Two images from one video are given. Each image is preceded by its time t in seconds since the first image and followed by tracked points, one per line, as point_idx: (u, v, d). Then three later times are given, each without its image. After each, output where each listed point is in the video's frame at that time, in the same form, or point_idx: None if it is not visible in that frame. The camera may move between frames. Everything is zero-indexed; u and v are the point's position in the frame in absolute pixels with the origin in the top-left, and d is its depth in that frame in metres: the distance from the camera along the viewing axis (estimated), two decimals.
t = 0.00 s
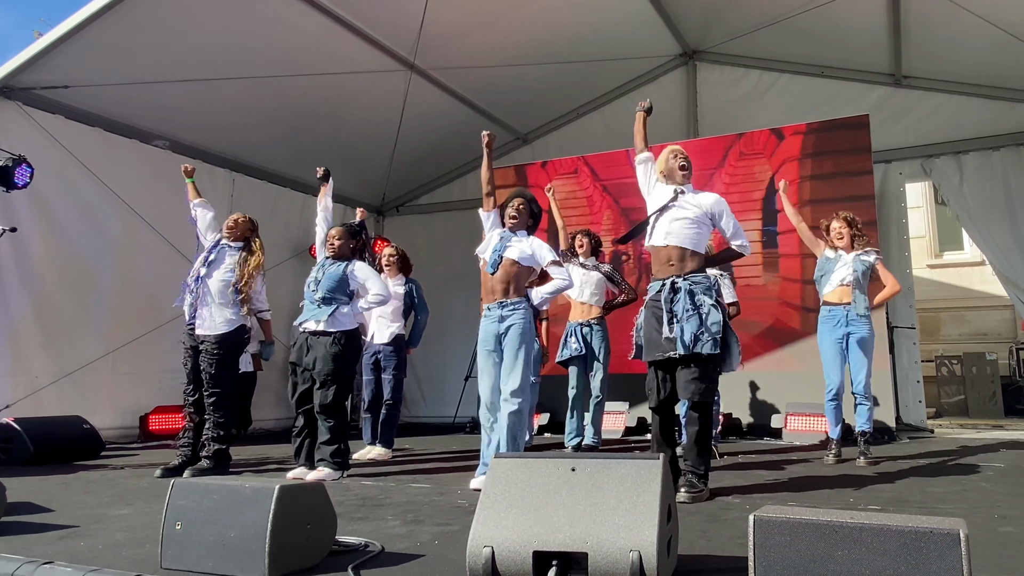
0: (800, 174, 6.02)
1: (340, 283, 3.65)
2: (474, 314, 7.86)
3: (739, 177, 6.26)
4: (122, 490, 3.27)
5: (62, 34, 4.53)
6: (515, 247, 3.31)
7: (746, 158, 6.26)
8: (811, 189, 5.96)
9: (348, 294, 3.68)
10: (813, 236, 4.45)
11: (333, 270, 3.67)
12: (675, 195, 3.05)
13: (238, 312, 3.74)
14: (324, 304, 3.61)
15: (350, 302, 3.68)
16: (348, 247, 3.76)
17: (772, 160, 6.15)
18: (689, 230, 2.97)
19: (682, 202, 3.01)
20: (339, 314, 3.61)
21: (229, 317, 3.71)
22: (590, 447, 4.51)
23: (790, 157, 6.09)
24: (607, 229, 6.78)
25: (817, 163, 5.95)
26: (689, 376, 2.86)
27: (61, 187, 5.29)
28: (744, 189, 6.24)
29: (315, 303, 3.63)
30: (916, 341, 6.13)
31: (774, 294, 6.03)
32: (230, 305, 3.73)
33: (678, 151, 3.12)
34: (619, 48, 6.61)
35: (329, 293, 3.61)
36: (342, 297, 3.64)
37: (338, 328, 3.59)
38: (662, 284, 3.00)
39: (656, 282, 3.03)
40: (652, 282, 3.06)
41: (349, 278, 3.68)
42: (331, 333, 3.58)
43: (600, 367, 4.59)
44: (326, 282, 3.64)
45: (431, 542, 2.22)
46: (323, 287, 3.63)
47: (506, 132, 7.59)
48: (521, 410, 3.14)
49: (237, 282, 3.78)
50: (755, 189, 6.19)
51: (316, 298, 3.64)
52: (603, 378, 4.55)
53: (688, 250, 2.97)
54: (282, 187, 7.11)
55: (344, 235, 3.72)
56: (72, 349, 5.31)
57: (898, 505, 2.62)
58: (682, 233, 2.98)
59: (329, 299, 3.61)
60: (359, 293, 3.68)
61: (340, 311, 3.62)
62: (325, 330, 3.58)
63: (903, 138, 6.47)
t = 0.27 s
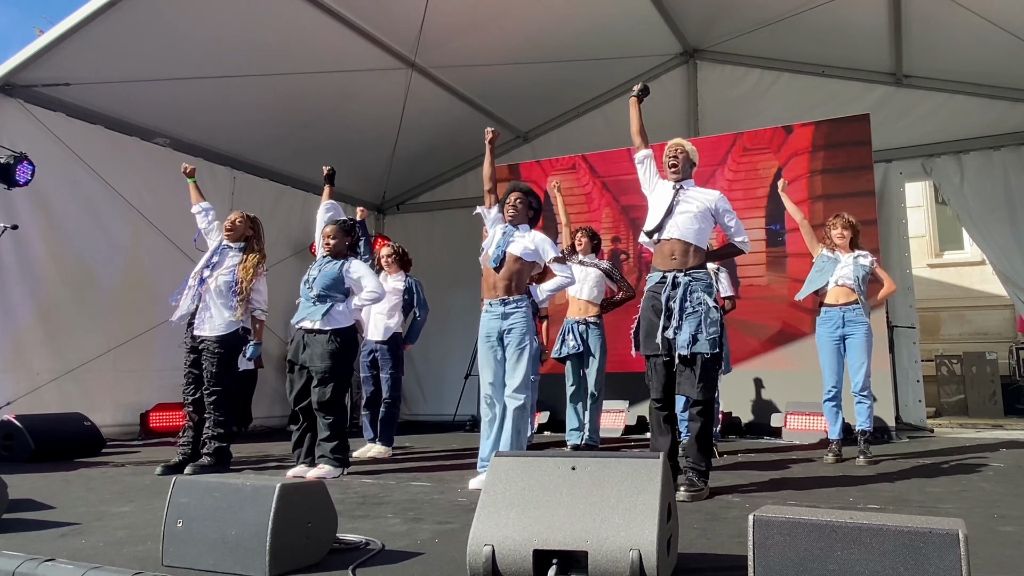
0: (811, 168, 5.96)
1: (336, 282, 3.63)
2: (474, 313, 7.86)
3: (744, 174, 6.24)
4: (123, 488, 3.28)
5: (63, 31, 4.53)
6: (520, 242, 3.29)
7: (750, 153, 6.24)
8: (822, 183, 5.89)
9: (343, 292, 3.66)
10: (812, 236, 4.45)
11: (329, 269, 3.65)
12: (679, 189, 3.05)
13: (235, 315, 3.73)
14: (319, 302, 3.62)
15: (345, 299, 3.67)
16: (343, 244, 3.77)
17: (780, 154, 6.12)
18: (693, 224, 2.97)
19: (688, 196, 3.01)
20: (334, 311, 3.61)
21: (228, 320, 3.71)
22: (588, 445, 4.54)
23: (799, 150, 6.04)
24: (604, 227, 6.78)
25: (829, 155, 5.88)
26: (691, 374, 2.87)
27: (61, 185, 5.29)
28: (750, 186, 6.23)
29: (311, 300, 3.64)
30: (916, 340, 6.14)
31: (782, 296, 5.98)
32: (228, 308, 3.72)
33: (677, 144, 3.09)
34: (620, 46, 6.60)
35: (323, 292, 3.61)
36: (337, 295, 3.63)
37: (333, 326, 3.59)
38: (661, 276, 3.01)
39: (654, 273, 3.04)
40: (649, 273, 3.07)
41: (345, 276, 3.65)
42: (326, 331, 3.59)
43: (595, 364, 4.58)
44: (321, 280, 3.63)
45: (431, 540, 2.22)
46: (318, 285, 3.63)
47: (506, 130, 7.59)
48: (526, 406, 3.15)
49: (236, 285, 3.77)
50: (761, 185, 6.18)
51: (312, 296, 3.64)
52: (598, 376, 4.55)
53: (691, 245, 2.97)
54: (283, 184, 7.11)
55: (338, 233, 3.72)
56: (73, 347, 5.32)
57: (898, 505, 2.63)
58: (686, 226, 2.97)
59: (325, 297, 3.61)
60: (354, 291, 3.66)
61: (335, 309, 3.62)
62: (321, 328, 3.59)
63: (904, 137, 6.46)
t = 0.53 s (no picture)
0: (819, 162, 5.94)
1: (336, 279, 3.63)
2: (474, 310, 7.87)
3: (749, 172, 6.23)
4: (122, 483, 3.28)
5: (63, 27, 4.53)
6: (520, 242, 3.30)
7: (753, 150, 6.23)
8: (832, 177, 5.85)
9: (343, 289, 3.66)
10: (811, 235, 4.45)
11: (330, 265, 3.64)
12: (675, 190, 3.05)
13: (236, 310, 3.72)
14: (320, 299, 3.62)
15: (345, 296, 3.67)
16: (342, 240, 3.77)
17: (786, 148, 6.10)
18: (690, 224, 2.96)
19: (685, 196, 3.01)
20: (334, 308, 3.63)
21: (229, 316, 3.71)
22: (586, 443, 4.56)
23: (807, 143, 5.99)
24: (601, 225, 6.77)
25: (840, 148, 5.83)
26: (692, 375, 2.88)
27: (60, 180, 5.28)
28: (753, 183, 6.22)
29: (311, 297, 3.64)
30: (915, 340, 6.14)
31: (788, 297, 5.96)
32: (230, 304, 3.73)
33: (675, 141, 3.07)
34: (620, 44, 6.60)
35: (324, 289, 3.61)
36: (337, 292, 3.63)
37: (334, 323, 3.61)
38: (659, 279, 3.01)
39: (652, 274, 3.05)
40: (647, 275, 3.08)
41: (345, 273, 3.64)
42: (327, 328, 3.60)
43: (593, 363, 4.60)
44: (321, 277, 3.63)
45: (430, 537, 2.23)
46: (318, 282, 3.62)
47: (507, 128, 7.58)
48: (527, 403, 3.16)
49: (237, 280, 3.78)
50: (764, 182, 6.17)
51: (312, 293, 3.64)
52: (597, 374, 4.57)
53: (688, 245, 2.96)
54: (282, 181, 7.11)
55: (337, 229, 3.73)
56: (72, 342, 5.32)
57: (896, 503, 2.63)
58: (683, 226, 2.97)
59: (325, 294, 3.61)
60: (354, 287, 3.65)
61: (336, 306, 3.63)
62: (322, 324, 3.60)
63: (904, 137, 6.46)
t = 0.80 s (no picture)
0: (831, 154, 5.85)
1: (336, 275, 3.63)
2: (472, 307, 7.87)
3: (752, 168, 6.20)
4: (120, 478, 3.27)
5: (62, 20, 4.51)
6: (517, 239, 3.30)
7: (756, 146, 6.21)
8: (845, 171, 5.78)
9: (344, 285, 3.66)
10: (809, 233, 4.45)
11: (330, 261, 3.64)
12: (672, 190, 3.04)
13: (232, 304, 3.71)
14: (320, 296, 3.61)
15: (345, 291, 3.66)
16: (341, 235, 3.76)
17: (794, 139, 6.05)
18: (687, 223, 2.95)
19: (683, 195, 3.00)
20: (335, 304, 3.61)
21: (225, 310, 3.71)
22: (584, 440, 4.55)
23: (819, 133, 5.93)
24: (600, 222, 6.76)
25: (854, 139, 5.76)
26: (691, 373, 2.87)
27: (59, 174, 5.27)
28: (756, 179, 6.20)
29: (311, 293, 3.62)
30: (914, 339, 6.14)
31: (794, 297, 5.95)
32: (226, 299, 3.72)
33: (671, 140, 3.05)
34: (621, 42, 6.59)
35: (324, 285, 3.60)
36: (337, 287, 3.63)
37: (334, 319, 3.59)
38: (657, 279, 3.02)
39: (650, 275, 3.04)
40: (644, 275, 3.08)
41: (345, 270, 3.64)
42: (327, 325, 3.58)
43: (592, 358, 4.59)
44: (321, 273, 3.62)
45: (428, 533, 2.22)
46: (318, 278, 3.62)
47: (506, 125, 7.57)
48: (525, 400, 3.15)
49: (234, 275, 3.78)
50: (767, 179, 6.14)
51: (312, 289, 3.63)
52: (596, 371, 4.58)
53: (685, 244, 2.95)
54: (281, 176, 7.10)
55: (336, 224, 3.71)
56: (70, 337, 5.31)
57: (894, 502, 2.63)
58: (682, 226, 2.96)
59: (326, 290, 3.60)
60: (354, 283, 3.65)
61: (336, 301, 3.62)
62: (323, 321, 3.58)
63: (904, 136, 6.46)
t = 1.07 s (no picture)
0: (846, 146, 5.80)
1: (334, 271, 3.61)
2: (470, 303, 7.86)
3: (756, 164, 6.20)
4: (116, 472, 3.26)
5: (58, 13, 4.48)
6: (517, 233, 3.28)
7: (760, 141, 6.21)
8: (860, 164, 5.72)
9: (342, 281, 3.65)
10: (807, 231, 4.44)
11: (328, 257, 3.63)
12: (672, 186, 3.03)
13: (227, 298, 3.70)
14: (319, 292, 3.59)
15: (344, 288, 3.65)
16: (340, 229, 3.76)
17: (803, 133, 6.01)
18: (688, 219, 2.95)
19: (683, 191, 2.99)
20: (334, 301, 3.60)
21: (219, 304, 3.70)
22: (581, 436, 4.55)
23: (831, 124, 5.87)
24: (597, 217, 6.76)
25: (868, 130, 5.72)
26: (690, 370, 2.87)
27: (55, 168, 5.24)
28: (759, 175, 6.19)
29: (309, 290, 3.60)
30: (910, 338, 6.16)
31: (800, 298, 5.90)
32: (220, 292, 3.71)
33: (669, 139, 3.02)
34: (620, 39, 6.57)
35: (323, 281, 3.59)
36: (335, 283, 3.61)
37: (332, 316, 3.58)
38: (656, 275, 3.00)
39: (649, 271, 3.03)
40: (643, 272, 3.07)
41: (343, 265, 3.64)
42: (326, 321, 3.57)
43: (589, 355, 4.58)
44: (320, 269, 3.60)
45: (425, 528, 2.22)
46: (317, 274, 3.60)
47: (505, 121, 7.56)
48: (522, 396, 3.15)
49: (229, 267, 3.74)
50: (771, 174, 6.13)
51: (310, 285, 3.61)
52: (593, 368, 4.57)
53: (686, 240, 2.94)
54: (279, 171, 7.08)
55: (338, 217, 3.73)
56: (66, 331, 5.30)
57: (891, 499, 2.63)
58: (683, 221, 2.95)
59: (324, 287, 3.59)
60: (353, 279, 3.65)
61: (335, 298, 3.60)
62: (320, 318, 3.56)
63: (902, 134, 6.46)
